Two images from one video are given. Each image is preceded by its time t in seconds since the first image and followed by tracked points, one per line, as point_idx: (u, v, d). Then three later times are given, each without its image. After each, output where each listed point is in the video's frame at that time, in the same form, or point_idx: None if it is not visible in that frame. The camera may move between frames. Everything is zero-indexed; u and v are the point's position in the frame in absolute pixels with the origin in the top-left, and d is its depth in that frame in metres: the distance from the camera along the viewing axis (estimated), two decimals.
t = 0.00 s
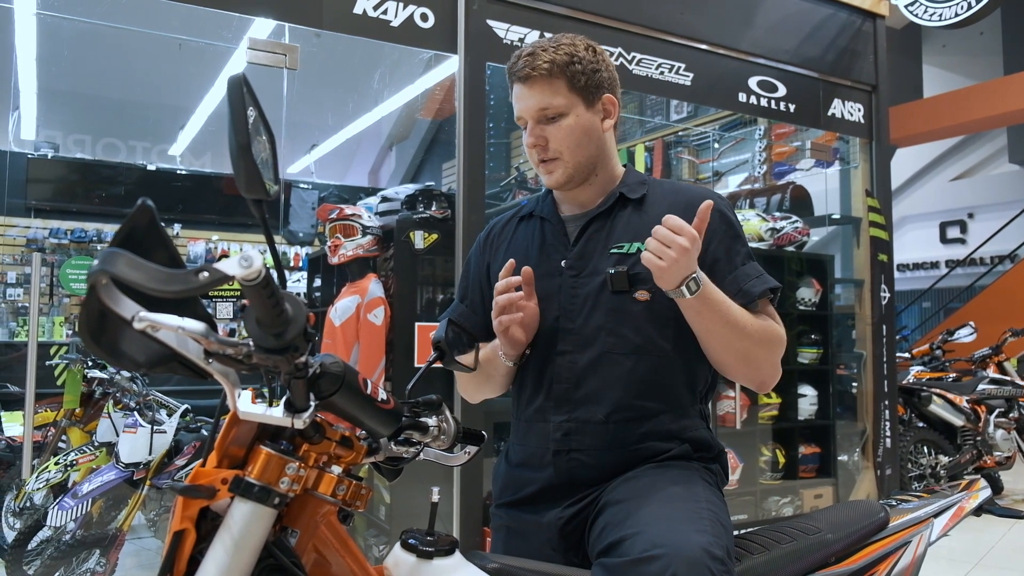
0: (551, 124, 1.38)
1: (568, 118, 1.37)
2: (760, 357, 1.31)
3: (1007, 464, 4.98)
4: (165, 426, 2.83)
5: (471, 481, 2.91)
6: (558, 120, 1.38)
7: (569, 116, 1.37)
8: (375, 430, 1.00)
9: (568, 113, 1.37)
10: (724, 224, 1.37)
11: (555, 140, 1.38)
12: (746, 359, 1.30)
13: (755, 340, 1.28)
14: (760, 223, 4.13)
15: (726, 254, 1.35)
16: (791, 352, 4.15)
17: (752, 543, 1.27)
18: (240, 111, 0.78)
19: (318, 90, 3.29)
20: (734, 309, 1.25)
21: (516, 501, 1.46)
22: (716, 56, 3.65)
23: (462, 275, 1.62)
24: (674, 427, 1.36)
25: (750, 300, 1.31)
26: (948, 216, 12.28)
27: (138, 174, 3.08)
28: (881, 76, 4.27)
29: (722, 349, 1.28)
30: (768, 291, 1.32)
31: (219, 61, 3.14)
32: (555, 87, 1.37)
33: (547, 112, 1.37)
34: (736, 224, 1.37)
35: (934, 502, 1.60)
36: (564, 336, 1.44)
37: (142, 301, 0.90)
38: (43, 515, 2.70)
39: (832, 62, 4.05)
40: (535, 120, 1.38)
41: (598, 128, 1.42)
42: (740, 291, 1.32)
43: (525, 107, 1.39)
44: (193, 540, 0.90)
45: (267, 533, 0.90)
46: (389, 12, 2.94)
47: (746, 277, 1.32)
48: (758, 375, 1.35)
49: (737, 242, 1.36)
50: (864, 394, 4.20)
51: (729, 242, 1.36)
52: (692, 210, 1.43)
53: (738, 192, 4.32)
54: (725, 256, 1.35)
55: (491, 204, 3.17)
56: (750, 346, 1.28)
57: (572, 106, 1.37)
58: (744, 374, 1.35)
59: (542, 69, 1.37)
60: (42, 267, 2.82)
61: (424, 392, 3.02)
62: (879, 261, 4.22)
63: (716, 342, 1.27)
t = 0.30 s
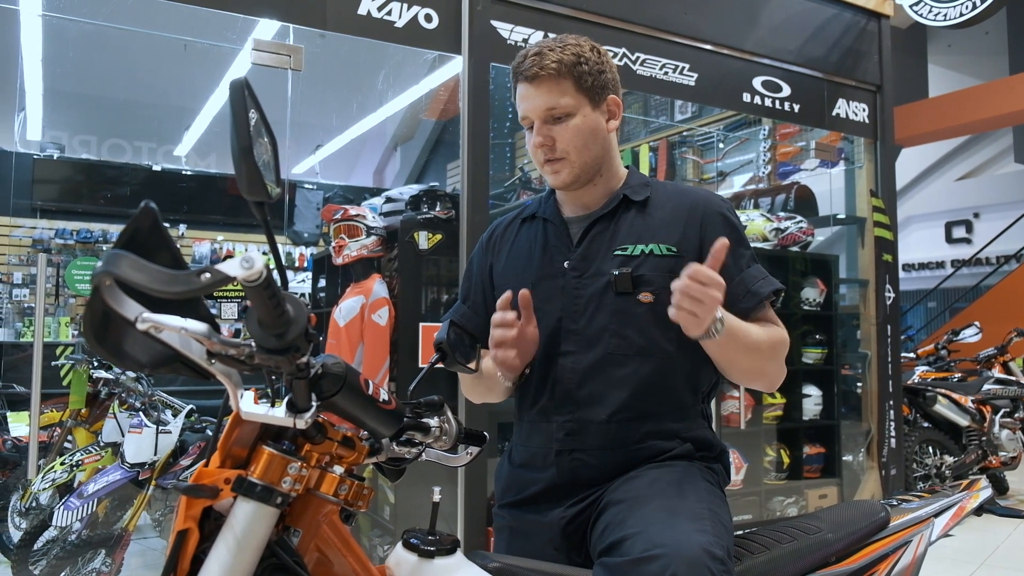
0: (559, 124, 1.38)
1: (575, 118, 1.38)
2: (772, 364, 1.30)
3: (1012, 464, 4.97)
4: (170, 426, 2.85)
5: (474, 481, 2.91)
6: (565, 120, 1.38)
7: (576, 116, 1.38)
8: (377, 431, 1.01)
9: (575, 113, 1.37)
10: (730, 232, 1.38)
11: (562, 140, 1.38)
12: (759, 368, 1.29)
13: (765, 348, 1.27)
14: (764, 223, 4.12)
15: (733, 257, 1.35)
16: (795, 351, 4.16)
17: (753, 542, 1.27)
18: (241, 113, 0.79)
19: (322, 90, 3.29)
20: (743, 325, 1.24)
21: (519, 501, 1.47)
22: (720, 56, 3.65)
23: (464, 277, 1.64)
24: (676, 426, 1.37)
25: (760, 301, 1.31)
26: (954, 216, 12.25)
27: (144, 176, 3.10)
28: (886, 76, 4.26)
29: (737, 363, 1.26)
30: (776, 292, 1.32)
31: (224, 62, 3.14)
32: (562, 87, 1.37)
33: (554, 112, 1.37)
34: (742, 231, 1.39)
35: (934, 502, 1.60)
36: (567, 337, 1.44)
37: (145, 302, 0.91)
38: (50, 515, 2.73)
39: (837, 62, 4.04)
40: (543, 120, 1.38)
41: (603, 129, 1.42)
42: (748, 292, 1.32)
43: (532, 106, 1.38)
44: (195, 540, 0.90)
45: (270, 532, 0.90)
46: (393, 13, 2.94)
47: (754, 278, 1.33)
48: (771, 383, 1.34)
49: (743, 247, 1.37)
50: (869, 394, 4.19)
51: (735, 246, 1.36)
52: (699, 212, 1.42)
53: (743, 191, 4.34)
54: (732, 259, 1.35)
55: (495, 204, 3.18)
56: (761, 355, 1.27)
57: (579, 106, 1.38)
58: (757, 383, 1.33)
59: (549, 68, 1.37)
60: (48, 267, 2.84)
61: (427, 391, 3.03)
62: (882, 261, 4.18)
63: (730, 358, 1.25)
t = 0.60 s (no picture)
0: (563, 128, 1.38)
1: (579, 121, 1.38)
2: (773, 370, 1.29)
3: (1013, 464, 4.96)
4: (172, 426, 2.85)
5: (476, 480, 2.92)
6: (570, 123, 1.38)
7: (580, 120, 1.38)
8: (376, 430, 1.02)
9: (580, 117, 1.38)
10: (730, 234, 1.39)
11: (567, 142, 1.39)
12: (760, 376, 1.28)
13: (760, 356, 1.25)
14: (765, 223, 4.11)
15: (732, 259, 1.36)
16: (797, 351, 4.17)
17: (752, 540, 1.28)
18: (241, 115, 0.80)
19: (324, 91, 3.29)
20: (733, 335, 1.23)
21: (519, 501, 1.47)
22: (722, 56, 3.65)
23: (465, 278, 1.64)
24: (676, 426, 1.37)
25: (756, 303, 1.31)
26: (956, 216, 12.23)
27: (146, 176, 3.11)
28: (888, 76, 4.26)
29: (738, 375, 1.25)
30: (773, 295, 1.32)
31: (226, 62, 3.15)
32: (569, 90, 1.37)
33: (559, 114, 1.37)
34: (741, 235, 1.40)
35: (932, 501, 1.60)
36: (567, 337, 1.45)
37: (146, 303, 0.91)
38: (52, 515, 2.73)
39: (839, 62, 4.04)
40: (547, 122, 1.38)
41: (605, 133, 1.43)
42: (746, 294, 1.32)
43: (536, 108, 1.38)
44: (196, 538, 0.91)
45: (269, 531, 0.91)
46: (395, 13, 2.95)
47: (751, 281, 1.33)
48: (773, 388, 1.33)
49: (742, 250, 1.38)
50: (870, 394, 4.16)
51: (733, 249, 1.38)
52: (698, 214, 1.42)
53: (744, 192, 4.32)
54: (730, 261, 1.36)
55: (496, 204, 3.18)
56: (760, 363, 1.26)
57: (584, 110, 1.38)
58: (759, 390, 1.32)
59: (555, 71, 1.37)
60: (51, 267, 2.85)
61: (429, 391, 3.04)
62: (886, 262, 4.20)
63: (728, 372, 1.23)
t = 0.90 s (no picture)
0: (570, 127, 1.38)
1: (586, 122, 1.38)
2: (741, 384, 1.29)
3: (1013, 464, 4.97)
4: (173, 426, 2.86)
5: (476, 480, 2.93)
6: (576, 123, 1.38)
7: (587, 120, 1.39)
8: (376, 431, 1.02)
9: (587, 118, 1.38)
10: (715, 232, 1.37)
11: (573, 141, 1.39)
12: (723, 392, 1.29)
13: (720, 371, 1.28)
14: (765, 224, 4.11)
15: (711, 262, 1.34)
16: (796, 352, 4.16)
17: (749, 540, 1.28)
18: (240, 117, 0.80)
19: (325, 92, 3.29)
20: (667, 362, 1.28)
21: (519, 501, 1.48)
22: (722, 57, 3.65)
23: (468, 278, 1.66)
24: (673, 427, 1.38)
25: (727, 309, 1.28)
26: (957, 216, 12.23)
27: (146, 176, 3.11)
28: (887, 77, 4.26)
29: (687, 399, 1.29)
30: (747, 298, 1.28)
31: (227, 63, 3.15)
32: (577, 90, 1.38)
33: (566, 114, 1.37)
34: (727, 232, 1.36)
35: (931, 501, 1.60)
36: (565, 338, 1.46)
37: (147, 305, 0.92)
38: (52, 515, 2.74)
39: (839, 63, 4.04)
40: (553, 121, 1.38)
41: (609, 135, 1.44)
42: (718, 300, 1.30)
43: (543, 107, 1.38)
44: (196, 539, 0.91)
45: (269, 532, 0.91)
46: (396, 14, 2.95)
47: (726, 286, 1.30)
48: (755, 396, 1.33)
49: (725, 249, 1.34)
50: (870, 394, 4.17)
51: (713, 251, 1.35)
52: (689, 217, 1.41)
53: (745, 192, 4.31)
54: (710, 264, 1.34)
55: (496, 204, 3.19)
56: (716, 380, 1.27)
57: (591, 111, 1.39)
58: (739, 400, 1.33)
59: (563, 71, 1.37)
60: (51, 267, 2.85)
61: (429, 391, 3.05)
62: (885, 262, 4.21)
63: (672, 398, 1.29)
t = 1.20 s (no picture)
0: (600, 117, 1.42)
1: (615, 115, 1.43)
2: (744, 386, 1.30)
3: (1010, 463, 4.98)
4: (171, 426, 2.86)
5: (475, 480, 2.93)
6: (607, 113, 1.42)
7: (617, 115, 1.43)
8: (377, 431, 1.03)
9: (617, 112, 1.43)
10: (718, 235, 1.37)
11: (600, 131, 1.42)
12: (728, 394, 1.30)
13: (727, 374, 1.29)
14: (764, 224, 4.11)
15: (715, 265, 1.35)
16: (795, 351, 4.16)
17: (748, 540, 1.28)
18: (241, 117, 0.80)
19: (325, 92, 3.30)
20: (672, 368, 1.29)
21: (518, 501, 1.48)
22: (721, 57, 3.66)
23: (464, 274, 1.65)
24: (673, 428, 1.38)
25: (734, 312, 1.29)
26: (954, 216, 12.25)
27: (145, 175, 3.10)
28: (885, 78, 4.27)
29: (693, 403, 1.30)
30: (754, 301, 1.29)
31: (226, 62, 3.15)
32: (612, 82, 1.42)
33: (600, 102, 1.41)
34: (730, 236, 1.37)
35: (929, 500, 1.61)
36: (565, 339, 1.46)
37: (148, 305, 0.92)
38: (50, 516, 2.74)
39: (837, 63, 4.05)
40: (586, 105, 1.41)
41: (630, 138, 1.48)
42: (724, 303, 1.31)
43: (579, 91, 1.41)
44: (197, 539, 0.91)
45: (270, 532, 0.92)
46: (395, 14, 2.95)
47: (732, 289, 1.31)
48: (758, 396, 1.34)
49: (728, 253, 1.36)
50: (868, 394, 4.20)
51: (719, 253, 1.36)
52: (692, 221, 1.42)
53: (743, 192, 4.33)
54: (713, 267, 1.35)
55: (495, 204, 3.19)
56: (721, 383, 1.29)
57: (622, 107, 1.43)
58: (744, 401, 1.34)
59: (604, 62, 1.42)
60: (49, 267, 2.85)
61: (428, 391, 3.05)
62: (882, 262, 4.20)
63: (678, 402, 1.30)
